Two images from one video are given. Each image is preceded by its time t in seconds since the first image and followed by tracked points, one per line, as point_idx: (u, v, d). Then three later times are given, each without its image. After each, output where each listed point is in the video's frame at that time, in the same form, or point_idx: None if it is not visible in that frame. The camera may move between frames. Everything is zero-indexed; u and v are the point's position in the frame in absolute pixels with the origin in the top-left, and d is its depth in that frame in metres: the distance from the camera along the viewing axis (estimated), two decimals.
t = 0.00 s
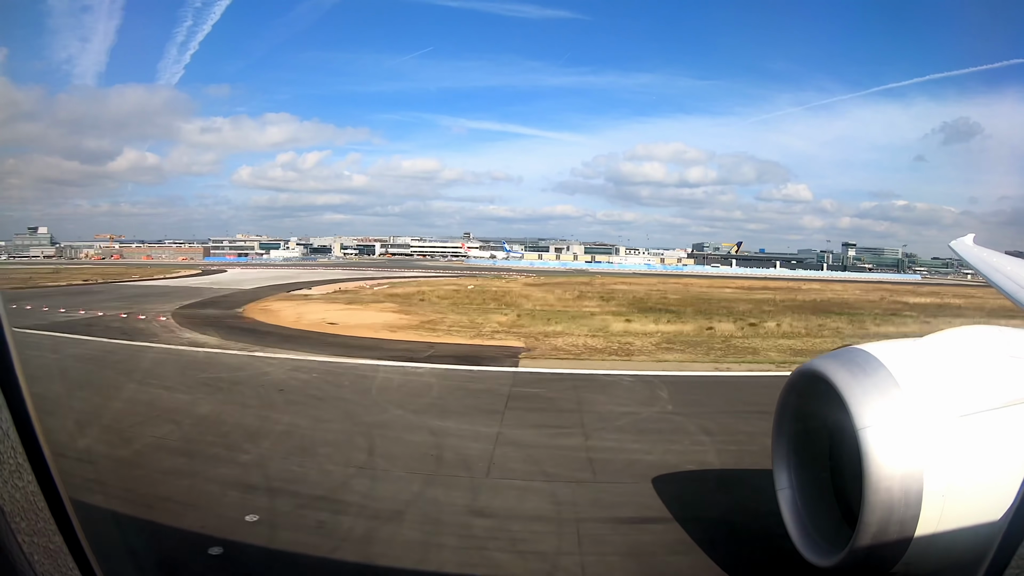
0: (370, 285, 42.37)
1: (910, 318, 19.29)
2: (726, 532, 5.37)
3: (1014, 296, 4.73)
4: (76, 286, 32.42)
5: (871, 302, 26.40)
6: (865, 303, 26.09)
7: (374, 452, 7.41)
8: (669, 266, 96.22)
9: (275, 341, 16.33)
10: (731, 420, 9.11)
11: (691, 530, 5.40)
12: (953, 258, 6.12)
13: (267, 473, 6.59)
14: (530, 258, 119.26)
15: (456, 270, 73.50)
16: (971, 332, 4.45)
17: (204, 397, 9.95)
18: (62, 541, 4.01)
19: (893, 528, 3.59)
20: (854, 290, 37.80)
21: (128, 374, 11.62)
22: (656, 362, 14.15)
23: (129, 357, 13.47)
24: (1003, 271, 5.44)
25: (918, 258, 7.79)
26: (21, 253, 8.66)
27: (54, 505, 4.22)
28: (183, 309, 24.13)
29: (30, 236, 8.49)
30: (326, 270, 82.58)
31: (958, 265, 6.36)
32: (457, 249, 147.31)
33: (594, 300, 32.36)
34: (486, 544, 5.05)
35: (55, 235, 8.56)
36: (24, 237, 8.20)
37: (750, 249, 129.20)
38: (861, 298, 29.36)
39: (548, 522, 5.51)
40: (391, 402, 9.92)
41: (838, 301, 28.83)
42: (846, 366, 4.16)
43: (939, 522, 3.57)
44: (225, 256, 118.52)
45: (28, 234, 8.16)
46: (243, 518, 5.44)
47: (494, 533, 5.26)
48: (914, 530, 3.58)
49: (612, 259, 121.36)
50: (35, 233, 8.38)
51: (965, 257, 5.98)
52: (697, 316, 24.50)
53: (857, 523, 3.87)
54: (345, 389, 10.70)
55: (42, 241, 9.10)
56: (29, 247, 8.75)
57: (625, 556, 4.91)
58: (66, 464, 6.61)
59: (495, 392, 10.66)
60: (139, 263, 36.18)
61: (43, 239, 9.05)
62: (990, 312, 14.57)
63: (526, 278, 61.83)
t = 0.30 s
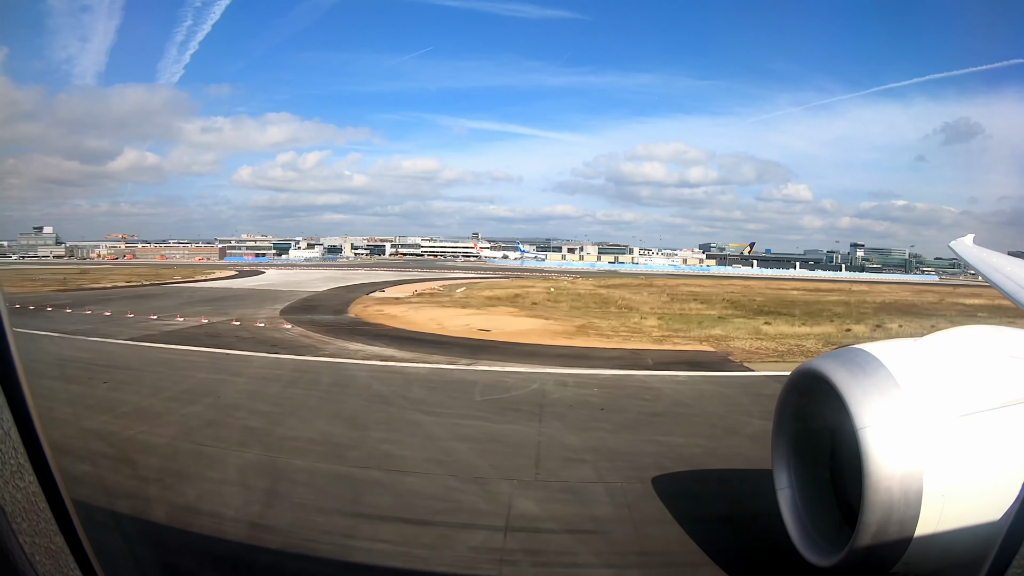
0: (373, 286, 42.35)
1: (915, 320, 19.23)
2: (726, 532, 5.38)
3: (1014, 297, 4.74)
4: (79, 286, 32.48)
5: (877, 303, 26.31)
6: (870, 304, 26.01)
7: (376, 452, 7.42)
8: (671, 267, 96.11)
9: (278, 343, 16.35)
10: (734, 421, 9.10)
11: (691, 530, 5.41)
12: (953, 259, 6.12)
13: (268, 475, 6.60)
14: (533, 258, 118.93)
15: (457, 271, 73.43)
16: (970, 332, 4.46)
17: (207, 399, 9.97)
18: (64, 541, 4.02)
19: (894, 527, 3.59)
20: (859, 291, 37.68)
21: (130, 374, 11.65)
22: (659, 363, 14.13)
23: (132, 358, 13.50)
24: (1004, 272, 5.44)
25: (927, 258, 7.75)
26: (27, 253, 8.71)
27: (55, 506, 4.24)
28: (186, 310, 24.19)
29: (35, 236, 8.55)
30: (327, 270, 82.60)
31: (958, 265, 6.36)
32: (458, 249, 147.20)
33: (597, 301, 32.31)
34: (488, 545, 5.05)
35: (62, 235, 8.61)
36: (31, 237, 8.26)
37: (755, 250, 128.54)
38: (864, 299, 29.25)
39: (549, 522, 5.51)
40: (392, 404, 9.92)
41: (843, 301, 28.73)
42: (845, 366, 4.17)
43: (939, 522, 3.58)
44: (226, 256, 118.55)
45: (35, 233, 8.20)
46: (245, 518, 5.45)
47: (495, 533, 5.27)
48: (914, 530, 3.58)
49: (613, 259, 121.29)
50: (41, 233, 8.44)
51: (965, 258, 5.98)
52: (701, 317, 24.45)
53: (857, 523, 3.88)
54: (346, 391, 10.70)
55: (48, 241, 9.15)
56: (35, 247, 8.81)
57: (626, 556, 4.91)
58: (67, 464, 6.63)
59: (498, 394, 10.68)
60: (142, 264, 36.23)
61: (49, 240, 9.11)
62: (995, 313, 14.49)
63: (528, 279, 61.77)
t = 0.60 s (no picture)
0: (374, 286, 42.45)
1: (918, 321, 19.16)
2: (725, 532, 5.37)
3: (1014, 296, 4.74)
4: (82, 285, 32.60)
5: (879, 304, 26.25)
6: (872, 305, 25.93)
7: (376, 452, 7.42)
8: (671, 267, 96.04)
9: (279, 343, 16.34)
10: (734, 421, 9.11)
11: (690, 530, 5.40)
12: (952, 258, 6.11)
13: (268, 475, 6.59)
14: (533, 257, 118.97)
15: (458, 270, 73.48)
16: (969, 331, 4.45)
17: (207, 399, 9.96)
18: (63, 542, 4.00)
19: (893, 527, 3.59)
20: (862, 292, 37.58)
21: (131, 374, 11.69)
22: (660, 364, 14.13)
23: (133, 357, 13.54)
24: (1002, 272, 5.43)
25: (937, 261, 7.66)
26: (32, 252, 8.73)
27: (54, 506, 4.23)
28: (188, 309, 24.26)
29: (40, 236, 8.58)
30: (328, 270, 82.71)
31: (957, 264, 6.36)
32: (458, 249, 147.10)
33: (599, 301, 32.28)
34: (488, 545, 5.04)
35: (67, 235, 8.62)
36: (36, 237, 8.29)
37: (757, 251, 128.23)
38: (866, 300, 29.21)
39: (549, 522, 5.51)
40: (393, 403, 9.91)
41: (846, 302, 28.63)
42: (845, 365, 4.16)
43: (938, 521, 3.57)
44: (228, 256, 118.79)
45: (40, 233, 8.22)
46: (245, 518, 5.45)
47: (495, 533, 5.26)
48: (913, 529, 3.58)
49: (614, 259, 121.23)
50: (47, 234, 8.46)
51: (964, 257, 5.96)
52: (703, 317, 24.38)
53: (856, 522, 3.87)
54: (347, 392, 10.70)
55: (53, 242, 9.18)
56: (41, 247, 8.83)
57: (627, 556, 4.90)
58: (67, 464, 6.62)
59: (499, 395, 10.67)
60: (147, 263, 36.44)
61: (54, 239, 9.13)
62: (998, 313, 14.47)
63: (528, 280, 61.71)
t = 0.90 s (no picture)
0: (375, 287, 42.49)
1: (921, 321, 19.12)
2: (724, 531, 5.35)
3: (1014, 295, 4.73)
4: (84, 284, 32.67)
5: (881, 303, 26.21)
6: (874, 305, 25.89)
7: (375, 452, 7.40)
8: (671, 267, 95.94)
9: (281, 343, 16.34)
10: (737, 421, 9.10)
11: (690, 530, 5.38)
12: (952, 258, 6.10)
13: (267, 475, 6.58)
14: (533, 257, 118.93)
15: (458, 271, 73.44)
16: (969, 331, 4.44)
17: (208, 399, 9.96)
18: (60, 541, 3.99)
19: (893, 527, 3.57)
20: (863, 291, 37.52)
21: (132, 374, 11.71)
22: (660, 365, 14.13)
23: (135, 358, 13.56)
24: (1002, 271, 5.42)
25: (944, 261, 7.59)
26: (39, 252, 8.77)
27: (53, 505, 4.23)
28: (189, 310, 24.31)
29: (46, 236, 8.62)
30: (329, 270, 82.72)
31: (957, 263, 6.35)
32: (458, 249, 147.07)
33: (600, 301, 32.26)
34: (487, 545, 5.03)
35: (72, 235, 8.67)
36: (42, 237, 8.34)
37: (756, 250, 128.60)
38: (867, 300, 29.16)
39: (548, 522, 5.50)
40: (392, 404, 9.90)
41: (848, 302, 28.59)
42: (844, 365, 4.14)
43: (938, 521, 3.56)
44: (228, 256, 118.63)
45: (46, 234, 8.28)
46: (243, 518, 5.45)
47: (494, 533, 5.25)
48: (913, 529, 3.56)
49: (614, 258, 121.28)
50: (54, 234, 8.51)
51: (964, 257, 5.96)
52: (705, 318, 24.34)
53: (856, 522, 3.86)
54: (348, 392, 10.69)
55: (59, 241, 9.23)
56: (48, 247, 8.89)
57: (626, 555, 4.89)
58: (66, 464, 6.62)
59: (501, 396, 10.66)
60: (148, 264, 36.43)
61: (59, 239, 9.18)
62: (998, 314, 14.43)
63: (528, 280, 61.75)
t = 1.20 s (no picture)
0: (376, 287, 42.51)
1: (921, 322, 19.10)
2: (722, 531, 5.35)
3: (1013, 294, 4.73)
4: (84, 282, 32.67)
5: (881, 304, 26.21)
6: (874, 306, 25.89)
7: (374, 454, 7.39)
8: (671, 268, 96.07)
9: (280, 344, 16.31)
10: (736, 423, 9.10)
11: (689, 530, 5.37)
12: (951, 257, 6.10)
13: (265, 475, 6.58)
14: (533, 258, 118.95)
15: (458, 271, 73.38)
16: (968, 330, 4.44)
17: (205, 400, 9.92)
18: (59, 542, 3.98)
19: (892, 525, 3.58)
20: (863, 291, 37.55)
21: (132, 374, 11.71)
22: (661, 366, 14.12)
23: (134, 358, 13.55)
24: (1001, 269, 5.43)
25: (946, 261, 7.56)
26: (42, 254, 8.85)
27: (52, 506, 4.23)
28: (189, 309, 24.31)
29: (52, 237, 8.65)
30: (329, 270, 82.65)
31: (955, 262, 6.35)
32: (459, 250, 146.98)
33: (600, 302, 32.25)
34: (486, 546, 5.02)
35: (79, 236, 8.66)
36: (48, 239, 8.33)
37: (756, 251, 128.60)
38: (867, 302, 29.12)
39: (547, 523, 5.50)
40: (392, 405, 9.89)
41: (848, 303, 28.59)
42: (843, 365, 4.14)
43: (937, 521, 3.56)
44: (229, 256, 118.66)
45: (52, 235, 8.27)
46: (242, 520, 5.44)
47: (494, 535, 5.24)
48: (912, 529, 3.57)
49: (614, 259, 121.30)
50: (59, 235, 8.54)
51: (963, 256, 5.95)
52: (704, 319, 24.35)
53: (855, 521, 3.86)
54: (347, 393, 10.68)
55: (65, 242, 9.23)
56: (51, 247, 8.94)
57: (625, 555, 4.88)
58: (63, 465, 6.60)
59: (500, 397, 10.67)
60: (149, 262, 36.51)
61: (64, 239, 9.17)
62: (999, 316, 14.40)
63: (528, 281, 61.66)
